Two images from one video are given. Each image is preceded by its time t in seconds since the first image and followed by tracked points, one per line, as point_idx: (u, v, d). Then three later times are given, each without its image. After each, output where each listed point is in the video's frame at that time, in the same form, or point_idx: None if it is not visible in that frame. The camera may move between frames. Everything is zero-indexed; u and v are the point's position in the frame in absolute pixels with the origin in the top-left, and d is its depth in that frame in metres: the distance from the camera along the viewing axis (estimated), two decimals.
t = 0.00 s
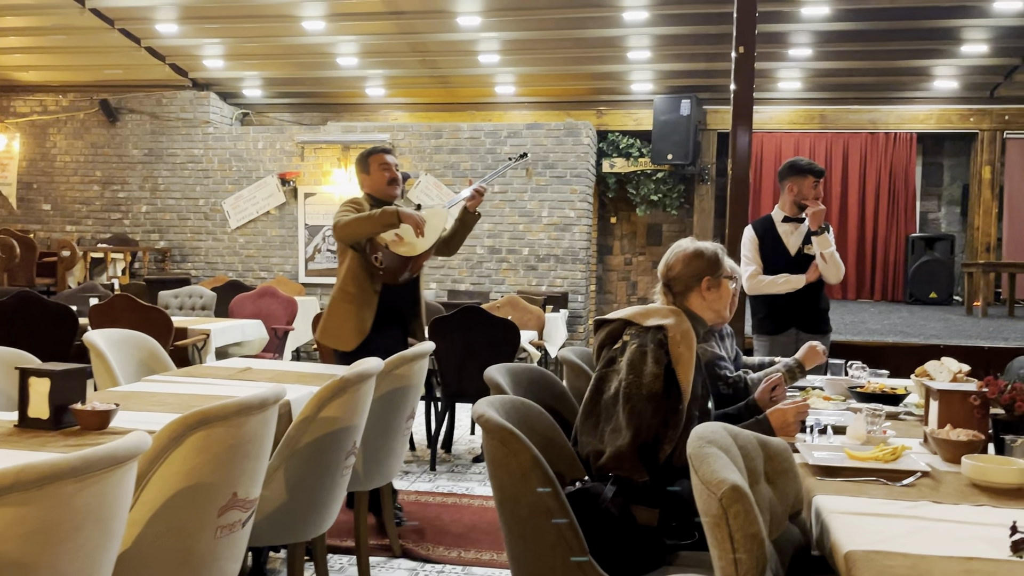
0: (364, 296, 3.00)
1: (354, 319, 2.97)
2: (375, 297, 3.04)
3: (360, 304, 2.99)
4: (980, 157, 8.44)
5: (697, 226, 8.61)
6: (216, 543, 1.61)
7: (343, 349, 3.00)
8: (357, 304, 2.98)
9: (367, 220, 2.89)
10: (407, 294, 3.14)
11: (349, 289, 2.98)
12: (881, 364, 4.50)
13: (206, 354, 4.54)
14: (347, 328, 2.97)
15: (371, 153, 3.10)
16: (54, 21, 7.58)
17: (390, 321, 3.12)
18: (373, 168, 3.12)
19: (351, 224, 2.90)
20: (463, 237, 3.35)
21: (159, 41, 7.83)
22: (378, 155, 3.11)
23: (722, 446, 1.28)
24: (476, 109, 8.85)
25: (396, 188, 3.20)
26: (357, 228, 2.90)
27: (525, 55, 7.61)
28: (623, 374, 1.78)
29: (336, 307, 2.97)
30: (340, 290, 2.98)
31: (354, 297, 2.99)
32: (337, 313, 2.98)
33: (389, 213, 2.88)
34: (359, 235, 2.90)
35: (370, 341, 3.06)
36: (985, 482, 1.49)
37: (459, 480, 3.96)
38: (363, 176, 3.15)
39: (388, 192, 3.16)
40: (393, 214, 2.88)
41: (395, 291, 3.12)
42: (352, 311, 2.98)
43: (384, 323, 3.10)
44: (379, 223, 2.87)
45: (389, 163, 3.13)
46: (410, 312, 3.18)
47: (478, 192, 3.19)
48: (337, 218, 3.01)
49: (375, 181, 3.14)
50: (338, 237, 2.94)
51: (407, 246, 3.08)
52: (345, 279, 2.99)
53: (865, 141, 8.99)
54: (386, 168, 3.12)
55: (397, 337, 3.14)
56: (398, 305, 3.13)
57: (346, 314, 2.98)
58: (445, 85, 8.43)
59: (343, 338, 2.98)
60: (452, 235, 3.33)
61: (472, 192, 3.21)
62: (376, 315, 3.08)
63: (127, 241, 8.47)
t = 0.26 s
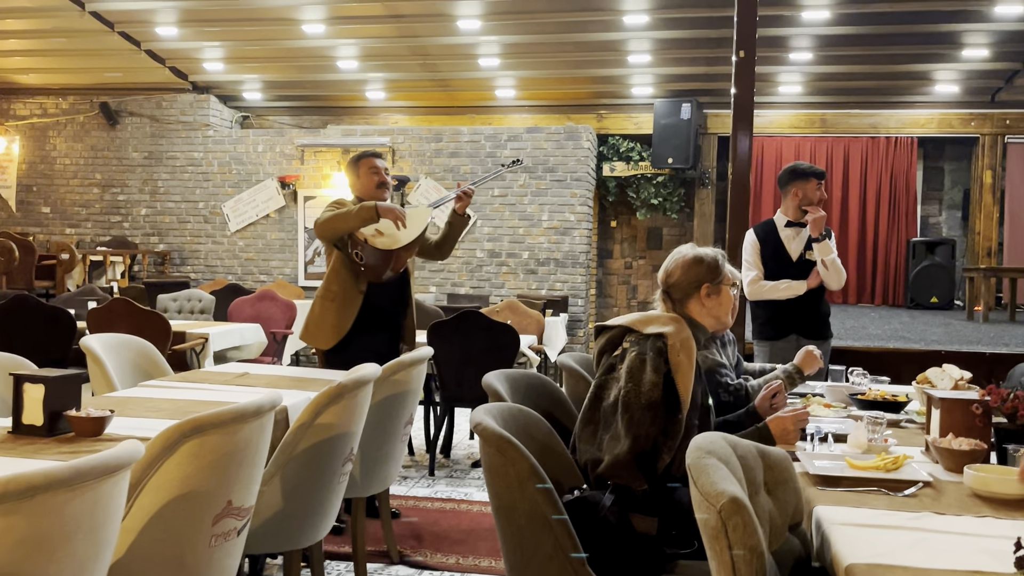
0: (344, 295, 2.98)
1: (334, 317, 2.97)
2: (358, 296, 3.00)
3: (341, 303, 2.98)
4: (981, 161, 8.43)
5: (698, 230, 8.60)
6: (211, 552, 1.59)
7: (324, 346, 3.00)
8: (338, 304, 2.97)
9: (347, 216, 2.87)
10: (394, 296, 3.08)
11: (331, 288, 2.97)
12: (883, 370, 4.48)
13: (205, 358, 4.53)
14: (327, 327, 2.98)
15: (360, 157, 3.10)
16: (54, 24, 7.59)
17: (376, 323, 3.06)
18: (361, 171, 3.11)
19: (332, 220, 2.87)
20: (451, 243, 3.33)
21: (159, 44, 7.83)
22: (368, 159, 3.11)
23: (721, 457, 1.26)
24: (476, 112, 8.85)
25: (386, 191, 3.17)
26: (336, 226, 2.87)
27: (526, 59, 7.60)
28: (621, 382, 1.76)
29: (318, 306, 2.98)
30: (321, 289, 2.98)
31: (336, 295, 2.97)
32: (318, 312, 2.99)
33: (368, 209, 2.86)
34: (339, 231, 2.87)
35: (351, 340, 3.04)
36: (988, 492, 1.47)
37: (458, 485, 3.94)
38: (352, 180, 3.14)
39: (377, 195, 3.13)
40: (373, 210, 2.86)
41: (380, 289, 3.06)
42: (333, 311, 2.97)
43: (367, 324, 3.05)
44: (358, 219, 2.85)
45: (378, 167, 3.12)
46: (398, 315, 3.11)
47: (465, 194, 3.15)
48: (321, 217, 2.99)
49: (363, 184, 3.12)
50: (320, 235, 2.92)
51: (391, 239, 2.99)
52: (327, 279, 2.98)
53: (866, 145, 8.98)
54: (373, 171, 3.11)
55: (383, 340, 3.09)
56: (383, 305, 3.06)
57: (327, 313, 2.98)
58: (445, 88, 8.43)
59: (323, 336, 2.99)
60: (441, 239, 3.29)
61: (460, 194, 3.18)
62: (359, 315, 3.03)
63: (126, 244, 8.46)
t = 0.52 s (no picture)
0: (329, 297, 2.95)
1: (319, 320, 2.94)
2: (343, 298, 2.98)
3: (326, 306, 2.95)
4: (982, 165, 8.42)
5: (699, 233, 8.59)
6: (207, 559, 1.57)
7: (309, 350, 2.96)
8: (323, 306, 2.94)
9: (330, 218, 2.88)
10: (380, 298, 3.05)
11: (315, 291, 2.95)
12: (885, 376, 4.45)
13: (205, 361, 4.52)
14: (312, 329, 2.94)
15: (344, 161, 3.09)
16: (55, 27, 7.59)
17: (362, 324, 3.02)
18: (346, 175, 3.10)
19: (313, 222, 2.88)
20: (437, 245, 3.31)
21: (160, 47, 7.83)
22: (352, 162, 3.11)
23: (723, 466, 1.24)
24: (477, 115, 8.84)
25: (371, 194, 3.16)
26: (319, 225, 2.88)
27: (527, 62, 7.60)
28: (622, 389, 1.74)
29: (303, 309, 2.95)
30: (306, 293, 2.96)
31: (319, 297, 2.95)
32: (303, 315, 2.95)
33: (349, 209, 2.89)
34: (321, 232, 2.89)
35: (337, 343, 3.00)
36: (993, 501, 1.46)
37: (457, 490, 3.93)
38: (337, 184, 3.13)
39: (363, 199, 3.12)
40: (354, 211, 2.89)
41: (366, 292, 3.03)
42: (318, 313, 2.94)
43: (354, 325, 3.01)
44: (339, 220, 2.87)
45: (362, 170, 3.11)
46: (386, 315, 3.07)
47: (449, 193, 3.13)
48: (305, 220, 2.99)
49: (348, 188, 3.11)
50: (304, 238, 2.92)
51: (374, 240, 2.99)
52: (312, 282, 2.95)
53: (867, 149, 8.96)
54: (357, 174, 3.10)
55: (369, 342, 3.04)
56: (369, 305, 3.03)
57: (312, 316, 2.94)
58: (446, 91, 8.43)
59: (308, 340, 2.95)
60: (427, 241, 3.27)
61: (444, 195, 3.17)
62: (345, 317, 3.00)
63: (127, 247, 8.46)
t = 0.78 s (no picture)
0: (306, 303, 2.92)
1: (295, 326, 2.90)
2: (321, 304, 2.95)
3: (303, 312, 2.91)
4: (986, 169, 8.40)
5: (701, 236, 8.57)
6: (208, 565, 1.56)
7: (285, 357, 2.93)
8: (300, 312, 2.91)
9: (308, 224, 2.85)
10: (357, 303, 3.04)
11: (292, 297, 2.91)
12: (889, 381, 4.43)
13: (206, 364, 4.51)
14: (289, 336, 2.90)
15: (319, 163, 3.07)
16: (58, 29, 7.60)
17: (340, 330, 3.00)
18: (321, 179, 3.08)
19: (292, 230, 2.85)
20: (413, 247, 3.31)
21: (163, 49, 7.84)
22: (327, 165, 3.08)
23: (727, 475, 1.23)
24: (480, 118, 8.83)
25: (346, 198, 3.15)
26: (298, 232, 2.84)
27: (530, 66, 7.59)
28: (624, 395, 1.73)
29: (279, 315, 2.91)
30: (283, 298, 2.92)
31: (298, 304, 2.92)
32: (279, 321, 2.91)
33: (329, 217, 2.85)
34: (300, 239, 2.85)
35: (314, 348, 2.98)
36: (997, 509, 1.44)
37: (459, 495, 3.91)
38: (312, 187, 3.11)
39: (338, 203, 3.11)
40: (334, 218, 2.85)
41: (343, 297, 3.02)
42: (295, 319, 2.91)
43: (331, 331, 2.99)
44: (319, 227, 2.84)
45: (337, 173, 3.09)
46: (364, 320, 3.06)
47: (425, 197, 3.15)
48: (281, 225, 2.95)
49: (324, 192, 3.09)
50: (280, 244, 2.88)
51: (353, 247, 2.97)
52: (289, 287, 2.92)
53: (870, 153, 8.93)
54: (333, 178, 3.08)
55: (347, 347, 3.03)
56: (348, 311, 3.02)
57: (288, 322, 2.91)
58: (449, 94, 8.43)
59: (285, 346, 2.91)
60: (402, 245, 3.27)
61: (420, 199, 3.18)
62: (323, 324, 2.98)
63: (129, 249, 8.46)
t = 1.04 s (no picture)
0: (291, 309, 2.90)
1: (281, 332, 2.88)
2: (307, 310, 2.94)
3: (289, 317, 2.90)
4: (993, 172, 8.36)
5: (707, 240, 8.55)
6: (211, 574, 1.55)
7: (270, 363, 2.91)
8: (285, 317, 2.89)
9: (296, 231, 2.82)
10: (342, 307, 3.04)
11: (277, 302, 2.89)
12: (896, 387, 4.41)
13: (210, 368, 4.50)
14: (274, 342, 2.88)
15: (296, 166, 3.03)
16: (65, 33, 7.62)
17: (324, 334, 3.01)
18: (300, 182, 3.05)
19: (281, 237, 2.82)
20: (391, 246, 3.29)
21: (169, 53, 7.85)
22: (306, 168, 3.04)
23: (736, 485, 1.22)
24: (485, 122, 8.82)
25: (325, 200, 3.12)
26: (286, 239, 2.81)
27: (535, 69, 7.58)
28: (629, 401, 1.72)
29: (264, 321, 2.88)
30: (267, 304, 2.89)
31: (283, 310, 2.89)
32: (264, 327, 2.88)
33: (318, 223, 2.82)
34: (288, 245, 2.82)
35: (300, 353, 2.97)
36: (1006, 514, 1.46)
37: (464, 500, 3.90)
38: (290, 191, 3.08)
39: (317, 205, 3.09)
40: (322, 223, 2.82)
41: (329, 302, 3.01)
42: (281, 325, 2.89)
43: (316, 335, 2.99)
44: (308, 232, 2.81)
45: (316, 176, 3.06)
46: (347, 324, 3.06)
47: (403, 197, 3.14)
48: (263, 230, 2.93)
49: (303, 195, 3.07)
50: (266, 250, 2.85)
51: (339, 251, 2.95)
52: (275, 292, 2.90)
53: (876, 157, 8.92)
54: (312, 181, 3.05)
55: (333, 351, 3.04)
56: (333, 316, 3.01)
57: (274, 328, 2.88)
58: (454, 98, 8.42)
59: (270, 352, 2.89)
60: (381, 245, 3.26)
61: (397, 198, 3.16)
62: (308, 329, 2.97)
63: (135, 252, 8.46)
